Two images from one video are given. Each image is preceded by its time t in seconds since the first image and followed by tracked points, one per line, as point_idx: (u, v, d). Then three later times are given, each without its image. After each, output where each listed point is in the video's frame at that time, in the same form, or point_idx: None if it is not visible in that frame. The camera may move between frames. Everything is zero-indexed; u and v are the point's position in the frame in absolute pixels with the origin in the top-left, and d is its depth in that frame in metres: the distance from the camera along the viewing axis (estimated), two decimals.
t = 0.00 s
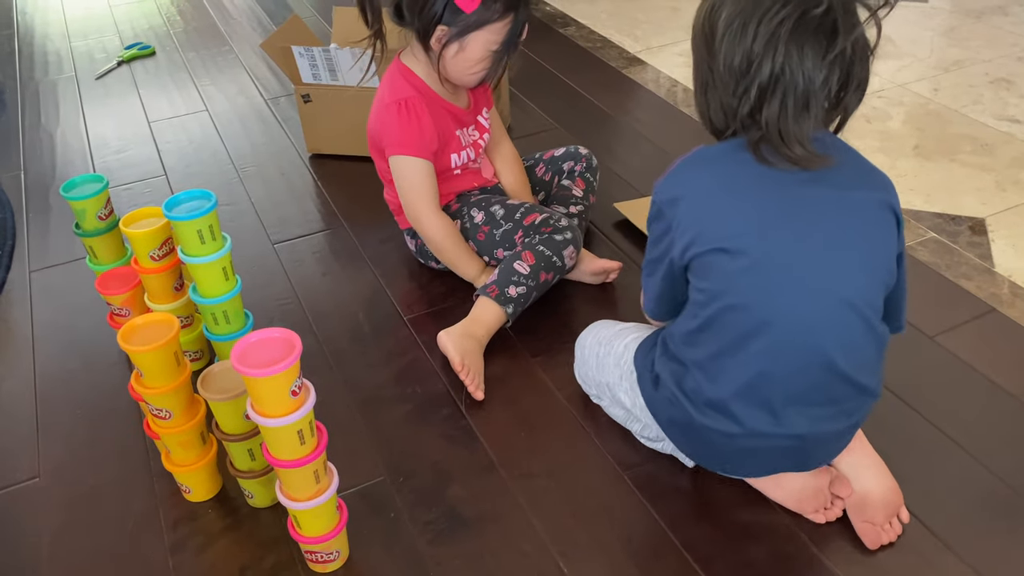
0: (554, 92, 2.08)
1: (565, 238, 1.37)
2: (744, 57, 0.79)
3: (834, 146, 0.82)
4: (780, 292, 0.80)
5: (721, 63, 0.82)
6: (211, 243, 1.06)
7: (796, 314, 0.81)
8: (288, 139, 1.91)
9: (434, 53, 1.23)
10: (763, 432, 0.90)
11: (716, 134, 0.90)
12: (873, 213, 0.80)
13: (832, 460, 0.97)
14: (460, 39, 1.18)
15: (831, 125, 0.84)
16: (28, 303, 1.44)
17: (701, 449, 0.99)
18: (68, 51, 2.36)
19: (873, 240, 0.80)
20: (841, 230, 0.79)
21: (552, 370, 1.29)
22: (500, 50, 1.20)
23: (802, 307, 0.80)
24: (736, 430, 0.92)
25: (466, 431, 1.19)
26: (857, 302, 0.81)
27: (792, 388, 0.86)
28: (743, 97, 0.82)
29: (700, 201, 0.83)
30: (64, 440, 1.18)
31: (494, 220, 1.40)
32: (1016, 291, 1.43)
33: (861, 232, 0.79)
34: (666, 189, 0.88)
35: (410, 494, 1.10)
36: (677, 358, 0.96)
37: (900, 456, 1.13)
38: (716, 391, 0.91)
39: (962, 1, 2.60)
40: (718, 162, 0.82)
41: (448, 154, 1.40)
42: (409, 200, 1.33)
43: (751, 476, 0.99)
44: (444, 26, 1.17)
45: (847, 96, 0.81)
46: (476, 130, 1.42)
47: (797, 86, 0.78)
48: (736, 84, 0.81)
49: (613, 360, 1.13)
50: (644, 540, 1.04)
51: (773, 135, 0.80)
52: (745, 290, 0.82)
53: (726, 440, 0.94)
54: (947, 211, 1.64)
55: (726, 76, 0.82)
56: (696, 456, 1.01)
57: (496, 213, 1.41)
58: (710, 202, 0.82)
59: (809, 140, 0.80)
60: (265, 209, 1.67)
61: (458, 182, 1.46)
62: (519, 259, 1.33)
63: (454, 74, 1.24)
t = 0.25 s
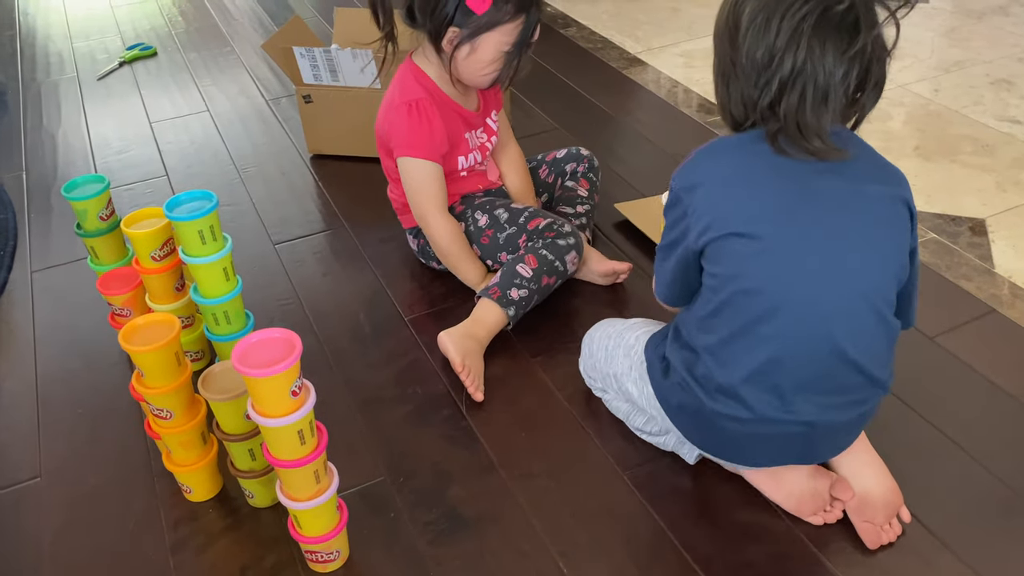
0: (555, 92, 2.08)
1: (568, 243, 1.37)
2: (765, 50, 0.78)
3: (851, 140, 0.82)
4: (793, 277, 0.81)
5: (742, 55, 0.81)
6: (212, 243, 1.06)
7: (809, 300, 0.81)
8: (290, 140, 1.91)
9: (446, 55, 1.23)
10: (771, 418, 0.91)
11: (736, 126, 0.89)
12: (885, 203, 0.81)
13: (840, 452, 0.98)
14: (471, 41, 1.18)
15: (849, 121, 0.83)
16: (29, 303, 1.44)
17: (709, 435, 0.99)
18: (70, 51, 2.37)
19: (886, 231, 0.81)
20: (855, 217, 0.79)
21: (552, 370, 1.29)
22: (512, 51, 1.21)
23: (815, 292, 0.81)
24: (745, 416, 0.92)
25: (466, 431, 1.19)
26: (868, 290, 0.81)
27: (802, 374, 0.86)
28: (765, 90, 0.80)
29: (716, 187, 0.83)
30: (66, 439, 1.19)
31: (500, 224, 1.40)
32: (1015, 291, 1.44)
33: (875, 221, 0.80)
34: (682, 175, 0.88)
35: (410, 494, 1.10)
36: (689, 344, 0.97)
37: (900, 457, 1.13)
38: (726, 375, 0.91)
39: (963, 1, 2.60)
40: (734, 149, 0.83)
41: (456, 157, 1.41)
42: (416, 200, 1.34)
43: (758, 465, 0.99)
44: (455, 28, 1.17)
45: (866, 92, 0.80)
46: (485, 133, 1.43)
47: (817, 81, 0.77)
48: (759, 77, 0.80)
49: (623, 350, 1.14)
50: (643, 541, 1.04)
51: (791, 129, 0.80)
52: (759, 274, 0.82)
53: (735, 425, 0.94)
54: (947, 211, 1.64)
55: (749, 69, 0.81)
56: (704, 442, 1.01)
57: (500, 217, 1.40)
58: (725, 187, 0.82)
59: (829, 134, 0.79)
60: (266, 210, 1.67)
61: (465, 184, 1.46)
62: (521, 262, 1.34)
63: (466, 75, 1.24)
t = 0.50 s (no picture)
0: (557, 92, 2.08)
1: (577, 254, 1.37)
2: (786, 34, 0.79)
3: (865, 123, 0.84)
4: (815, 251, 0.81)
5: (762, 40, 0.82)
6: (215, 241, 1.06)
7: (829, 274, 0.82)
8: (292, 139, 1.91)
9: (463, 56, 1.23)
10: (789, 396, 0.90)
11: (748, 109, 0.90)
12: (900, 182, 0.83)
13: (854, 438, 0.98)
14: (488, 41, 1.18)
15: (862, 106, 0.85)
16: (32, 302, 1.45)
17: (725, 416, 0.98)
18: (72, 51, 2.37)
19: (901, 212, 0.83)
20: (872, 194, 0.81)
21: (555, 368, 1.29)
22: (529, 49, 1.21)
23: (835, 267, 0.82)
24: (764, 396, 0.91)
25: (468, 429, 1.19)
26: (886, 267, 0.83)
27: (821, 351, 0.86)
28: (783, 75, 0.81)
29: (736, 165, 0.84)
30: (69, 437, 1.19)
31: (508, 228, 1.40)
32: (1018, 290, 1.43)
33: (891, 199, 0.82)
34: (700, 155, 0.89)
35: (413, 492, 1.10)
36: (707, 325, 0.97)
37: (902, 454, 1.14)
38: (744, 353, 0.90)
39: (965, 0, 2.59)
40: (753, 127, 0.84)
41: (472, 158, 1.40)
42: (423, 201, 1.34)
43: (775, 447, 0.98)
44: (471, 29, 1.17)
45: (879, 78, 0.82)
46: (500, 134, 1.42)
47: (836, 64, 0.79)
48: (777, 61, 0.81)
49: (644, 336, 1.13)
50: (646, 539, 1.04)
51: (809, 110, 0.81)
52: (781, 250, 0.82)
53: (752, 404, 0.93)
54: (950, 210, 1.64)
55: (767, 52, 0.82)
56: (719, 424, 1.00)
57: (509, 222, 1.40)
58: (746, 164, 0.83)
59: (844, 117, 0.81)
60: (269, 209, 1.67)
61: (479, 185, 1.46)
62: (529, 269, 1.33)
63: (484, 75, 1.24)
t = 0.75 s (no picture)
0: (558, 92, 2.08)
1: (585, 265, 1.37)
2: (794, 29, 0.79)
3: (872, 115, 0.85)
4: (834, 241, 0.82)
5: (768, 35, 0.82)
6: (216, 242, 1.06)
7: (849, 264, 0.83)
8: (293, 139, 1.91)
9: (472, 58, 1.23)
10: (813, 389, 0.91)
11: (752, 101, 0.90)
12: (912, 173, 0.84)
13: (873, 430, 0.99)
14: (497, 43, 1.18)
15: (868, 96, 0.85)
16: (33, 302, 1.45)
17: (745, 411, 0.98)
18: (73, 52, 2.37)
19: (913, 202, 0.84)
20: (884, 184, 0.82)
21: (556, 369, 1.29)
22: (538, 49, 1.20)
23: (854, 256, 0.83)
24: (787, 390, 0.92)
25: (469, 430, 1.19)
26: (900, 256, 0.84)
27: (845, 342, 0.87)
28: (791, 69, 0.81)
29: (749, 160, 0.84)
30: (70, 438, 1.19)
31: (517, 234, 1.40)
32: (1020, 290, 1.43)
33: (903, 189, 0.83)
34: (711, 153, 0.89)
35: (414, 493, 1.10)
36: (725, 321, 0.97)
37: (903, 455, 1.13)
38: (765, 346, 0.91)
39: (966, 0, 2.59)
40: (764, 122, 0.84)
41: (481, 159, 1.40)
42: (425, 202, 1.34)
43: (795, 440, 0.99)
44: (479, 31, 1.17)
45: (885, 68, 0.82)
46: (508, 134, 1.42)
47: (845, 57, 0.79)
48: (785, 55, 0.81)
49: (663, 333, 1.12)
50: (647, 540, 1.04)
51: (817, 102, 0.81)
52: (802, 241, 0.83)
53: (775, 399, 0.93)
54: (951, 210, 1.64)
55: (775, 46, 0.82)
56: (740, 420, 1.00)
57: (518, 228, 1.40)
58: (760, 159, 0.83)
59: (851, 109, 0.82)
60: (270, 209, 1.68)
61: (485, 188, 1.45)
62: (537, 276, 1.33)
63: (493, 77, 1.24)
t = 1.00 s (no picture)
0: (559, 93, 2.08)
1: (589, 269, 1.37)
2: (793, 37, 0.79)
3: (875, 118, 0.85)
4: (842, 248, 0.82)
5: (767, 44, 0.82)
6: (218, 243, 1.06)
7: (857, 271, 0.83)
8: (294, 140, 1.92)
9: (479, 63, 1.24)
10: (825, 397, 0.91)
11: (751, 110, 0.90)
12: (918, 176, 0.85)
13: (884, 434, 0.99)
14: (504, 47, 1.18)
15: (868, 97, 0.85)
16: (35, 303, 1.45)
17: (756, 417, 0.98)
18: (75, 52, 2.38)
19: (918, 206, 0.84)
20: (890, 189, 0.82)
21: (558, 370, 1.29)
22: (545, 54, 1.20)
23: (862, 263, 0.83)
24: (798, 396, 0.92)
25: (470, 431, 1.20)
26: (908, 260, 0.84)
27: (855, 349, 0.87)
28: (792, 76, 0.82)
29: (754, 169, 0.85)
30: (71, 439, 1.19)
31: (522, 237, 1.40)
32: (1021, 291, 1.43)
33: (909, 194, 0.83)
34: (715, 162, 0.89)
35: (415, 493, 1.10)
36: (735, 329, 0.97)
37: (904, 456, 1.14)
38: (776, 353, 0.91)
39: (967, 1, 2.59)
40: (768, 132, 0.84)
41: (485, 163, 1.40)
42: (424, 201, 1.35)
43: (806, 445, 0.99)
44: (486, 36, 1.18)
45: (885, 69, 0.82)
46: (512, 137, 1.42)
47: (845, 62, 0.79)
48: (784, 64, 0.81)
49: (670, 334, 1.12)
50: (648, 541, 1.04)
51: (819, 108, 0.81)
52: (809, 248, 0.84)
53: (786, 405, 0.93)
54: (952, 211, 1.64)
55: (774, 55, 0.82)
56: (751, 428, 1.00)
57: (523, 231, 1.40)
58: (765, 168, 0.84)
59: (852, 112, 0.82)
60: (271, 210, 1.68)
61: (489, 190, 1.45)
62: (543, 279, 1.33)
63: (501, 82, 1.24)
